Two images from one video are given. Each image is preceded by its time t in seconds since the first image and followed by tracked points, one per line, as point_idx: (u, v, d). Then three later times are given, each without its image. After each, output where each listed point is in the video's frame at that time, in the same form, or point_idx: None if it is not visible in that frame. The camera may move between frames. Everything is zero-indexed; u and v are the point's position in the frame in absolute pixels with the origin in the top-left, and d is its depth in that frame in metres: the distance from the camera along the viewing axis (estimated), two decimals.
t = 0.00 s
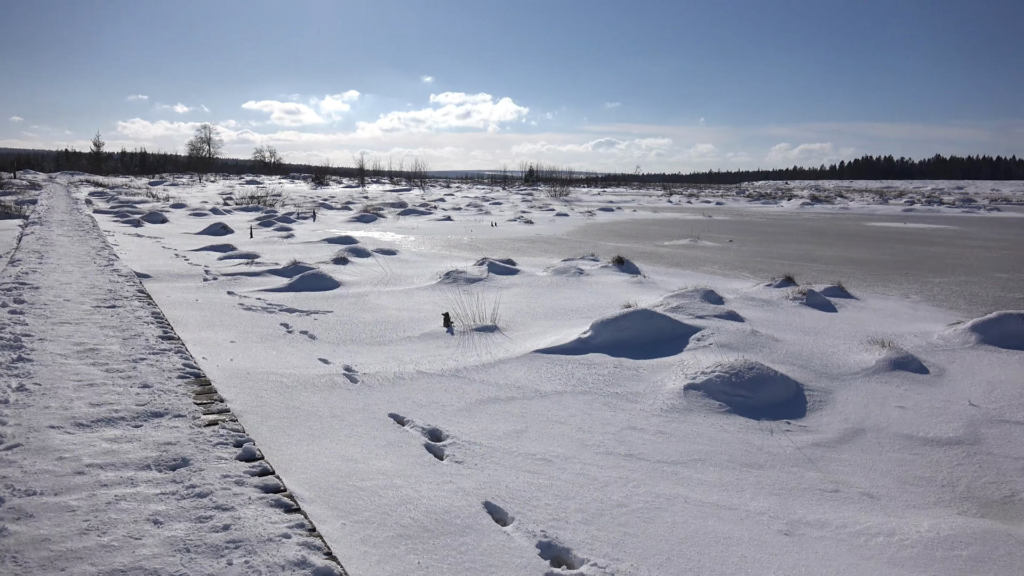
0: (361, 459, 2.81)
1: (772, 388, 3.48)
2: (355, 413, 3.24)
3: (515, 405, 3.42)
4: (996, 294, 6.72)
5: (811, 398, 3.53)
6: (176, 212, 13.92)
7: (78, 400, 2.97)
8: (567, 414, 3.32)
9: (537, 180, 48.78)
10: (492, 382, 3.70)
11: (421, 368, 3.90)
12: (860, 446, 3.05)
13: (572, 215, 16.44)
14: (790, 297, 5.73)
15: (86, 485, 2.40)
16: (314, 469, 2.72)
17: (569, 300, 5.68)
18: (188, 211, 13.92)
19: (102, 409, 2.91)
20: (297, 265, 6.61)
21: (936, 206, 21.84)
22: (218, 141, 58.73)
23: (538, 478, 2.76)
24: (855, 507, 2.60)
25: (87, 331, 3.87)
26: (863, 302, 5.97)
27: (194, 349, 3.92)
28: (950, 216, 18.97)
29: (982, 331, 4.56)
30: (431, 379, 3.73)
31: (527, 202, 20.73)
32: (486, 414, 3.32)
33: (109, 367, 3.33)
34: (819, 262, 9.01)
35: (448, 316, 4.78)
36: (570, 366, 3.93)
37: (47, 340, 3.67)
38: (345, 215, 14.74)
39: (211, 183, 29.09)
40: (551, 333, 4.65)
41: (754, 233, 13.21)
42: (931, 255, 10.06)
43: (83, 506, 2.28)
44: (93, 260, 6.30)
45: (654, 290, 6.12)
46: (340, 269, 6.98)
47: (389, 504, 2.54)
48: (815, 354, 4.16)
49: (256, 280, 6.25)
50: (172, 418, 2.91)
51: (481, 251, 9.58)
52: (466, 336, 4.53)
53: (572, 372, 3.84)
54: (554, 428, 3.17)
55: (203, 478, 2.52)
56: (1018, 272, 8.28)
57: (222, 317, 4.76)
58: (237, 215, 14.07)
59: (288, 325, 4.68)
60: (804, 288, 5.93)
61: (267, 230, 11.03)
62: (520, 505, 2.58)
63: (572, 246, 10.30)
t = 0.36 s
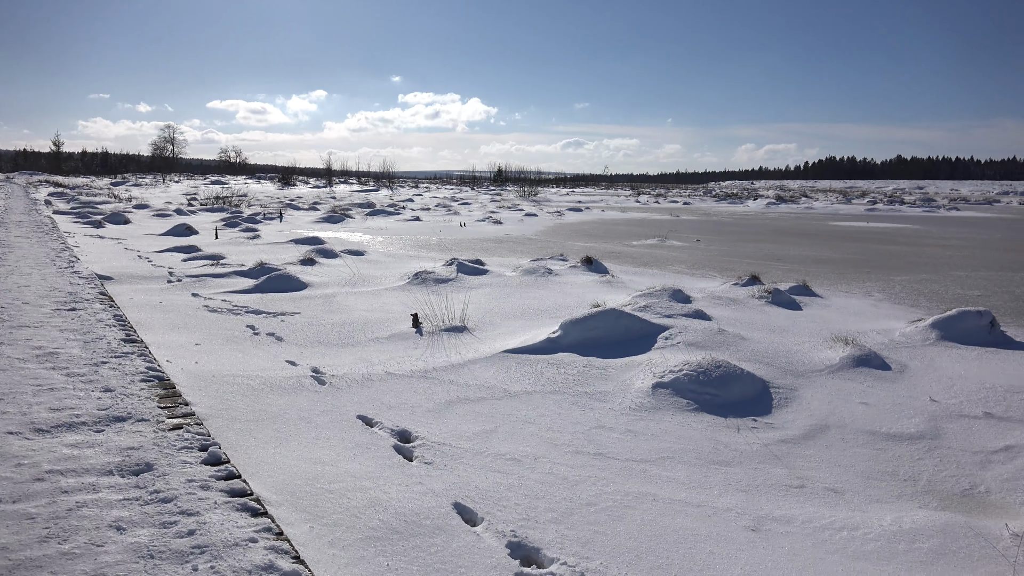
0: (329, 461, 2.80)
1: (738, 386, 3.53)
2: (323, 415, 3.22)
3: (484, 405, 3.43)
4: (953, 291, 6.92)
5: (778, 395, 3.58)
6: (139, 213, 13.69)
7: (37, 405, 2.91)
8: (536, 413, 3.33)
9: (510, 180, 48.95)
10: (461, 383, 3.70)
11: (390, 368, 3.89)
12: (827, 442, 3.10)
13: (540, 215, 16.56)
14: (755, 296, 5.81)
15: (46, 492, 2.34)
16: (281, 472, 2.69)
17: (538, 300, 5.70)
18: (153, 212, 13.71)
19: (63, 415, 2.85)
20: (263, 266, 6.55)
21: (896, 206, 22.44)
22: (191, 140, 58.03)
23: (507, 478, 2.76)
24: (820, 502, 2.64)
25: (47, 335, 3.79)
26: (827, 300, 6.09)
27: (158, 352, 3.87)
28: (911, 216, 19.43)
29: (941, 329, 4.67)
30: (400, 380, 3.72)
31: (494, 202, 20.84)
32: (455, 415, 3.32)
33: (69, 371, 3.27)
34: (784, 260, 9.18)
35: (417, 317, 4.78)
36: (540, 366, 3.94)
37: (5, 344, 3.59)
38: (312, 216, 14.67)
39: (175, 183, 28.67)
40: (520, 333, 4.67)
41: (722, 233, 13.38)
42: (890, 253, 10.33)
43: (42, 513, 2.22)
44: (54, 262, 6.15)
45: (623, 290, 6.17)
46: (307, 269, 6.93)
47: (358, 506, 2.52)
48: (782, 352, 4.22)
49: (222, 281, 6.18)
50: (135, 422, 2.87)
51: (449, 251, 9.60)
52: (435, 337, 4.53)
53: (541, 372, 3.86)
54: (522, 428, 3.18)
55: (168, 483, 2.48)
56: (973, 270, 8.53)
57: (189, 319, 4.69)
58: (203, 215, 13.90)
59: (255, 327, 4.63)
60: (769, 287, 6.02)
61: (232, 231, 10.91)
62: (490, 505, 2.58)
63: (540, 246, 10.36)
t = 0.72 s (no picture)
0: (291, 465, 2.77)
1: (700, 383, 3.58)
2: (285, 419, 3.18)
3: (448, 406, 3.43)
4: (906, 288, 7.12)
5: (741, 393, 3.63)
6: (94, 213, 13.35)
7: None
8: (499, 413, 3.34)
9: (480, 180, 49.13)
10: (425, 383, 3.70)
11: (353, 370, 3.87)
12: (788, 438, 3.15)
13: (504, 215, 16.66)
14: (717, 295, 5.90)
15: None
16: (242, 477, 2.66)
17: (502, 300, 5.72)
18: (108, 213, 13.39)
19: (12, 422, 2.77)
20: (222, 268, 6.45)
21: (852, 205, 23.09)
22: (158, 140, 57.03)
23: (471, 478, 2.76)
24: (780, 497, 2.69)
25: None
26: (789, 298, 6.21)
27: (114, 356, 3.79)
28: (871, 215, 19.90)
29: (896, 325, 4.79)
30: (363, 382, 3.70)
31: (458, 203, 20.89)
32: (418, 416, 3.31)
33: (19, 377, 3.17)
34: (745, 259, 9.37)
35: (381, 318, 4.77)
36: (504, 366, 3.96)
37: None
38: (274, 216, 14.52)
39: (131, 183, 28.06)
40: (484, 334, 4.68)
41: (687, 232, 13.54)
42: (845, 251, 10.63)
43: None
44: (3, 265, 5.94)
45: (590, 290, 6.21)
46: (269, 271, 6.85)
47: (320, 509, 2.49)
48: (746, 350, 4.28)
49: (180, 284, 6.07)
50: (89, 428, 2.81)
51: (413, 251, 9.60)
52: (398, 338, 4.52)
53: (505, 372, 3.87)
54: (486, 428, 3.18)
55: (125, 490, 2.43)
56: (925, 267, 8.79)
57: (147, 322, 4.59)
58: (160, 216, 13.66)
59: (214, 330, 4.56)
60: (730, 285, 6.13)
61: (191, 232, 10.73)
62: (455, 506, 2.57)
63: (503, 246, 10.42)
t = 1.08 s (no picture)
0: (258, 468, 2.74)
1: (668, 382, 3.61)
2: (251, 422, 3.15)
3: (416, 407, 3.42)
4: (868, 285, 7.26)
5: (710, 391, 3.67)
6: (52, 216, 13.04)
7: None
8: (469, 414, 3.34)
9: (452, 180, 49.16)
10: (393, 385, 3.68)
11: (320, 372, 3.84)
12: (756, 435, 3.19)
13: (470, 215, 16.70)
14: (684, 294, 5.96)
15: None
16: (207, 481, 2.62)
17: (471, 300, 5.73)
18: (65, 215, 13.08)
19: None
20: (186, 269, 6.36)
21: (816, 204, 23.53)
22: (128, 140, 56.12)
23: (440, 479, 2.75)
24: (747, 493, 2.72)
25: None
26: (755, 297, 6.30)
27: (74, 360, 3.71)
28: (837, 215, 20.31)
29: (858, 322, 4.87)
30: (330, 384, 3.67)
31: (425, 203, 20.87)
32: (386, 417, 3.30)
33: None
34: (711, 258, 9.50)
35: (348, 319, 4.74)
36: (472, 367, 3.96)
37: None
38: (239, 216, 14.36)
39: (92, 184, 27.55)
40: (453, 334, 4.68)
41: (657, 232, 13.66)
42: (807, 249, 10.85)
43: None
44: None
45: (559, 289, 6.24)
46: (234, 273, 6.76)
47: (287, 513, 2.46)
48: (715, 349, 4.33)
49: (142, 286, 5.97)
50: (49, 434, 2.75)
51: (380, 252, 9.57)
52: (365, 339, 4.50)
53: (473, 372, 3.87)
54: (455, 429, 3.17)
55: (87, 497, 2.38)
56: (886, 265, 8.98)
57: (108, 326, 4.50)
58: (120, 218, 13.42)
59: (177, 332, 4.50)
60: (696, 284, 6.21)
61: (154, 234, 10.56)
62: (424, 507, 2.56)
63: (471, 246, 10.44)
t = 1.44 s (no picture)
0: (228, 472, 2.71)
1: (640, 380, 3.64)
2: (221, 425, 3.11)
3: (388, 408, 3.40)
4: (836, 283, 7.39)
5: (683, 389, 3.70)
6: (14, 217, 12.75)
7: None
8: (441, 414, 3.34)
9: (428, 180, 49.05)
10: (365, 386, 3.66)
11: (291, 374, 3.81)
12: (728, 432, 3.22)
13: (442, 215, 16.67)
14: (655, 292, 6.01)
15: None
16: (177, 485, 2.58)
17: (444, 300, 5.72)
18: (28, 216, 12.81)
19: None
20: (154, 271, 6.28)
21: (786, 203, 23.85)
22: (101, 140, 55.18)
23: (413, 480, 2.74)
24: (719, 490, 2.74)
25: None
26: (727, 295, 6.37)
27: (37, 364, 3.64)
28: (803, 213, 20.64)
29: (827, 320, 4.94)
30: (301, 386, 3.64)
31: (397, 202, 20.79)
32: (357, 418, 3.28)
33: None
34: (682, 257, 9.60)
35: (319, 320, 4.71)
36: (443, 367, 3.96)
37: None
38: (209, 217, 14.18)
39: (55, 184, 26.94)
40: (425, 334, 4.68)
41: (633, 231, 13.73)
42: (775, 247, 11.00)
43: None
44: None
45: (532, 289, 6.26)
46: (203, 274, 6.67)
47: (258, 516, 2.43)
48: (688, 347, 4.36)
49: (108, 288, 5.87)
50: (11, 440, 2.70)
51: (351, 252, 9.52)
52: (337, 340, 4.48)
53: (446, 372, 3.87)
54: (427, 429, 3.17)
55: (52, 503, 2.33)
56: (854, 263, 9.14)
57: (73, 329, 4.41)
58: (84, 219, 13.16)
59: (145, 335, 4.44)
60: (667, 283, 6.26)
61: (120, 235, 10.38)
62: (397, 508, 2.55)
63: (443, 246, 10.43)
